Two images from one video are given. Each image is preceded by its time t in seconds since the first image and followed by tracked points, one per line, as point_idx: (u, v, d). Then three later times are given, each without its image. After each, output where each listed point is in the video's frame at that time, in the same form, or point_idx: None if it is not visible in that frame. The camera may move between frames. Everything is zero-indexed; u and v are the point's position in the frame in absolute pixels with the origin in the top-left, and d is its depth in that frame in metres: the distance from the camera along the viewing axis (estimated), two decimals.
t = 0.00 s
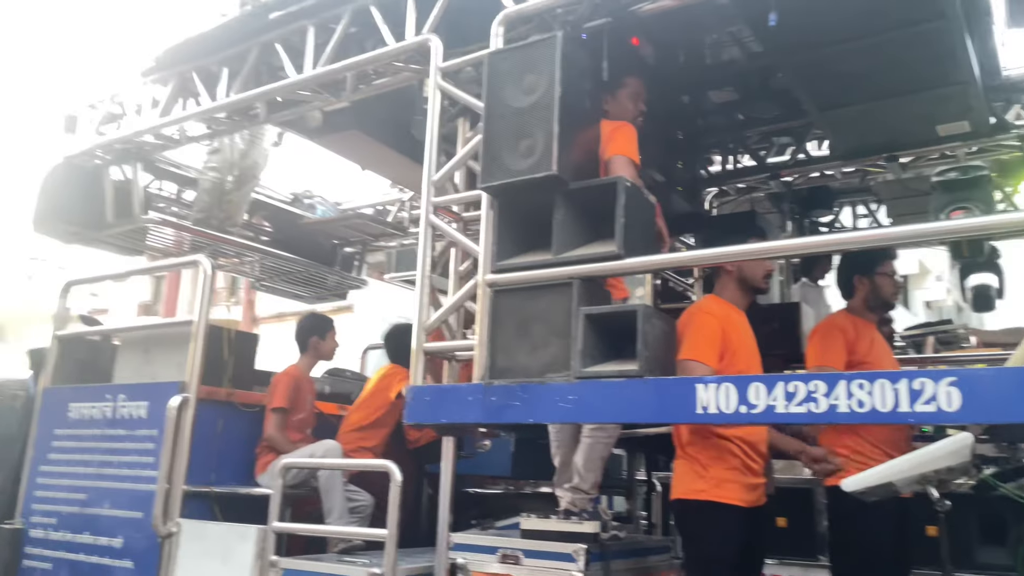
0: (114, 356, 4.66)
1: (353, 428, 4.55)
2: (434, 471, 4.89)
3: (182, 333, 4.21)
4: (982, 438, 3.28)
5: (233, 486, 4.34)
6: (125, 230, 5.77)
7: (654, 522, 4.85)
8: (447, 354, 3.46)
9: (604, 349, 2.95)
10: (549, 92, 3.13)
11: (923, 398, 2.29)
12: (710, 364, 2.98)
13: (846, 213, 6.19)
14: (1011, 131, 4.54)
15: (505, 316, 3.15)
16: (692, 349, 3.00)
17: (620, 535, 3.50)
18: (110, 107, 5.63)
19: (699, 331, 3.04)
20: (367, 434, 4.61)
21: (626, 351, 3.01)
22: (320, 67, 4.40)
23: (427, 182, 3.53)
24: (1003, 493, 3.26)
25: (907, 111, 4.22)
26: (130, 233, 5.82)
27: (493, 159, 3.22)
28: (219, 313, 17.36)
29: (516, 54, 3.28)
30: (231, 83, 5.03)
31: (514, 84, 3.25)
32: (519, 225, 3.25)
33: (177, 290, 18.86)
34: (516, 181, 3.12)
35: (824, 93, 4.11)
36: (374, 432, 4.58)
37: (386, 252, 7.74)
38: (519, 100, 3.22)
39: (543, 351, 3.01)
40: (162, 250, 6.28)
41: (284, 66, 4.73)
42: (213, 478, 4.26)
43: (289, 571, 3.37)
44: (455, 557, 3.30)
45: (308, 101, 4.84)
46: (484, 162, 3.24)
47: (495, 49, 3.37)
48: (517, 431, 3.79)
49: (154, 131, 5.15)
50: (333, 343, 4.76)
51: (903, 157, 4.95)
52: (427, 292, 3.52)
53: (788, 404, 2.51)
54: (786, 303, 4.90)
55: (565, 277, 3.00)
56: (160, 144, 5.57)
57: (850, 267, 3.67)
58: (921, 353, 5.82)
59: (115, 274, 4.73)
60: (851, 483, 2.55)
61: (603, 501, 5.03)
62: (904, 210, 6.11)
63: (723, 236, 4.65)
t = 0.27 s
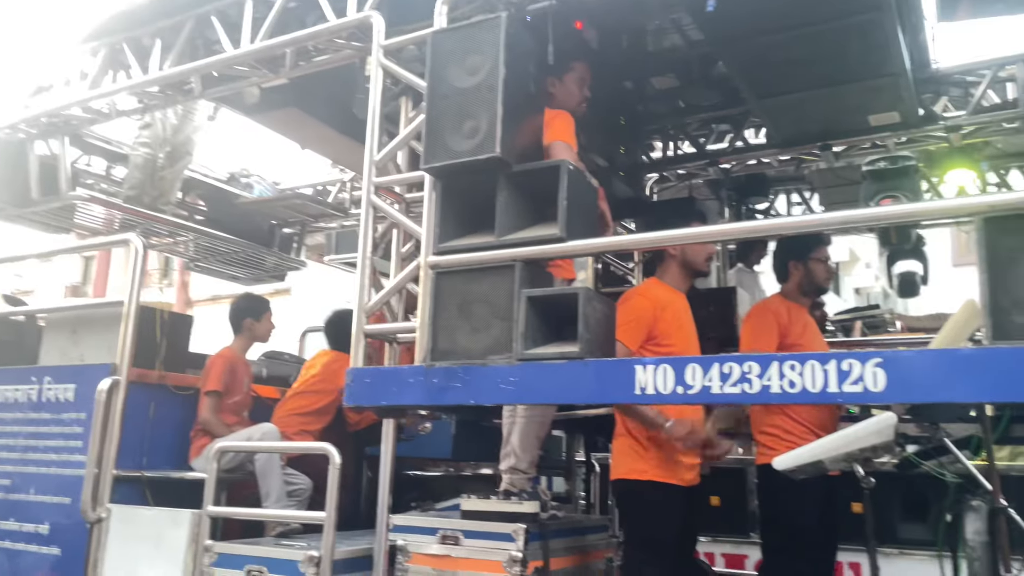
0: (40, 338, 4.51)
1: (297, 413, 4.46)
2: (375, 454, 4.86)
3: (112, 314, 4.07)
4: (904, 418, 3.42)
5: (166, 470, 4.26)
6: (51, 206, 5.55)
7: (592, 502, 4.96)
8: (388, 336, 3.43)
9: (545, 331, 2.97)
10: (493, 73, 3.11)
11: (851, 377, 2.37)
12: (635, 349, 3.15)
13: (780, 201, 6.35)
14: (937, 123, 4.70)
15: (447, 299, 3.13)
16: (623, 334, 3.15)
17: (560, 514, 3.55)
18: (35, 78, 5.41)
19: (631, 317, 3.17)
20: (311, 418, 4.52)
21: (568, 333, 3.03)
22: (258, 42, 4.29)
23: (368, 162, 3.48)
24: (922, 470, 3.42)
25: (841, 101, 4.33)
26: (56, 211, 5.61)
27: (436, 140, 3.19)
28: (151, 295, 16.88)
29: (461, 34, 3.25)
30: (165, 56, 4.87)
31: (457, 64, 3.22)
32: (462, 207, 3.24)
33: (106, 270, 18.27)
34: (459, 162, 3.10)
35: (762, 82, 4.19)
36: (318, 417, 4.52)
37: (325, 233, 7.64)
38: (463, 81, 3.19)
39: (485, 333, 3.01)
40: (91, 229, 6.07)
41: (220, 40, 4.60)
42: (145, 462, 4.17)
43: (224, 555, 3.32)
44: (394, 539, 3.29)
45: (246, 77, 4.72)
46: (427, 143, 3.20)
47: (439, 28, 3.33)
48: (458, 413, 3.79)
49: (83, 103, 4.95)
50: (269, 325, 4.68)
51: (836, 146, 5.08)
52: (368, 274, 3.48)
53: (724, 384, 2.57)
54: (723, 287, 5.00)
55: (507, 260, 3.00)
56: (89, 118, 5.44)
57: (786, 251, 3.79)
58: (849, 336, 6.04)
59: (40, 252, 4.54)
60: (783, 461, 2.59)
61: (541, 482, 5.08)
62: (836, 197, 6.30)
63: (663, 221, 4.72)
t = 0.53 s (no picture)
0: None
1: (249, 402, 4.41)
2: (323, 437, 4.82)
3: (50, 295, 3.95)
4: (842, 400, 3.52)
5: (106, 454, 4.17)
6: None
7: (541, 484, 5.01)
8: (336, 318, 3.39)
9: (495, 314, 2.97)
10: (445, 54, 3.08)
11: (792, 359, 2.43)
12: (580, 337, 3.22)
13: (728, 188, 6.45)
14: (879, 113, 4.83)
15: (397, 281, 3.11)
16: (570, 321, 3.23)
17: (508, 495, 3.57)
18: None
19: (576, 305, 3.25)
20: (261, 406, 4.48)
21: (518, 316, 3.04)
22: (204, 16, 4.18)
23: (317, 142, 3.43)
24: (859, 451, 3.53)
25: (787, 90, 4.41)
26: None
27: (387, 120, 3.15)
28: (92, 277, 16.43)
29: (413, 13, 3.20)
30: (105, 29, 4.72)
31: (409, 44, 3.18)
32: (412, 188, 3.21)
33: (44, 251, 17.71)
34: (410, 143, 3.07)
35: (712, 69, 4.24)
36: (270, 405, 4.48)
37: (274, 214, 7.52)
38: (414, 61, 3.15)
39: (435, 315, 3.00)
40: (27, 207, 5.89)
41: (164, 14, 4.48)
42: (84, 446, 4.08)
43: (167, 539, 3.27)
44: (342, 522, 3.28)
45: (191, 52, 4.61)
46: (378, 123, 3.16)
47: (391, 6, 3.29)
48: (407, 396, 3.78)
49: (18, 77, 4.78)
50: (213, 306, 4.59)
51: (782, 134, 5.18)
52: (316, 256, 3.44)
53: (670, 366, 2.61)
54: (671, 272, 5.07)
55: (457, 242, 2.99)
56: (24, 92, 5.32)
57: (731, 237, 3.86)
58: (792, 322, 6.18)
59: None
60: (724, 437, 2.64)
61: (491, 465, 5.10)
62: (781, 185, 6.42)
63: (613, 206, 4.76)
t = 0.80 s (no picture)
0: None
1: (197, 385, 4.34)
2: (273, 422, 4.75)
3: None
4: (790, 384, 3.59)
5: (48, 439, 4.06)
6: None
7: (495, 468, 5.02)
8: (289, 301, 3.34)
9: (450, 297, 2.96)
10: (401, 34, 3.04)
11: (742, 342, 2.47)
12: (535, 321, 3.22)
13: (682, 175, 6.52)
14: (828, 104, 4.91)
15: (351, 264, 3.08)
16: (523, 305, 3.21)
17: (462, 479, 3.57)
18: None
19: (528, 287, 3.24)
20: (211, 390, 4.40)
21: (473, 300, 3.03)
22: None
23: (269, 121, 3.37)
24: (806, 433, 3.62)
25: (740, 79, 4.46)
26: None
27: (341, 100, 3.10)
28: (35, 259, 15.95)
29: None
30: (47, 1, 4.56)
31: (365, 23, 3.13)
32: (367, 170, 3.17)
33: None
34: (364, 124, 3.03)
35: (667, 56, 4.26)
36: (219, 389, 4.41)
37: (225, 196, 7.39)
38: (370, 40, 3.10)
39: (389, 299, 2.98)
40: None
41: None
42: (25, 431, 3.97)
43: (112, 526, 3.21)
44: (294, 507, 3.25)
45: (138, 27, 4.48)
46: (331, 103, 3.12)
47: None
48: (360, 380, 3.75)
49: None
50: (161, 290, 4.50)
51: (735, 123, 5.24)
52: (267, 238, 3.38)
53: (623, 349, 2.64)
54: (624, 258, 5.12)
55: (412, 225, 2.96)
56: None
57: (685, 223, 3.91)
58: (742, 308, 6.29)
59: None
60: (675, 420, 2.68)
61: (444, 450, 5.10)
62: (733, 174, 6.51)
63: (569, 192, 4.77)
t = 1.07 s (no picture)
0: None
1: (139, 365, 4.29)
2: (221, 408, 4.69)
3: None
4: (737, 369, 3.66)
5: None
6: None
7: (447, 453, 5.01)
8: (236, 284, 3.28)
9: (401, 281, 2.93)
10: (352, 13, 2.98)
11: (690, 327, 2.50)
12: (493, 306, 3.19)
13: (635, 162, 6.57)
14: (778, 94, 4.99)
15: (300, 246, 3.03)
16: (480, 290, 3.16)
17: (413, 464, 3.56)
18: None
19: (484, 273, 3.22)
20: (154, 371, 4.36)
21: (424, 284, 3.01)
22: None
23: (215, 100, 3.29)
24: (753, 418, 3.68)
25: (693, 67, 4.50)
26: None
27: (291, 80, 3.04)
28: None
29: None
30: None
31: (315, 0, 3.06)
32: (317, 151, 3.12)
33: None
34: (314, 104, 2.97)
35: (622, 43, 4.27)
36: (163, 369, 4.36)
37: (171, 177, 7.21)
38: (321, 19, 3.04)
39: (339, 283, 2.94)
40: None
41: None
42: None
43: (51, 513, 3.12)
44: (241, 493, 3.20)
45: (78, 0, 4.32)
46: (281, 82, 3.05)
47: None
48: (309, 365, 3.70)
49: None
50: (103, 272, 4.38)
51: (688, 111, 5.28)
52: (214, 219, 3.31)
53: (574, 334, 2.65)
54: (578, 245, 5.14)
55: (364, 208, 2.93)
56: None
57: (636, 208, 3.93)
58: (693, 295, 6.38)
59: None
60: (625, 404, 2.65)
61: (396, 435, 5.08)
62: (686, 161, 6.58)
63: (523, 178, 4.77)
